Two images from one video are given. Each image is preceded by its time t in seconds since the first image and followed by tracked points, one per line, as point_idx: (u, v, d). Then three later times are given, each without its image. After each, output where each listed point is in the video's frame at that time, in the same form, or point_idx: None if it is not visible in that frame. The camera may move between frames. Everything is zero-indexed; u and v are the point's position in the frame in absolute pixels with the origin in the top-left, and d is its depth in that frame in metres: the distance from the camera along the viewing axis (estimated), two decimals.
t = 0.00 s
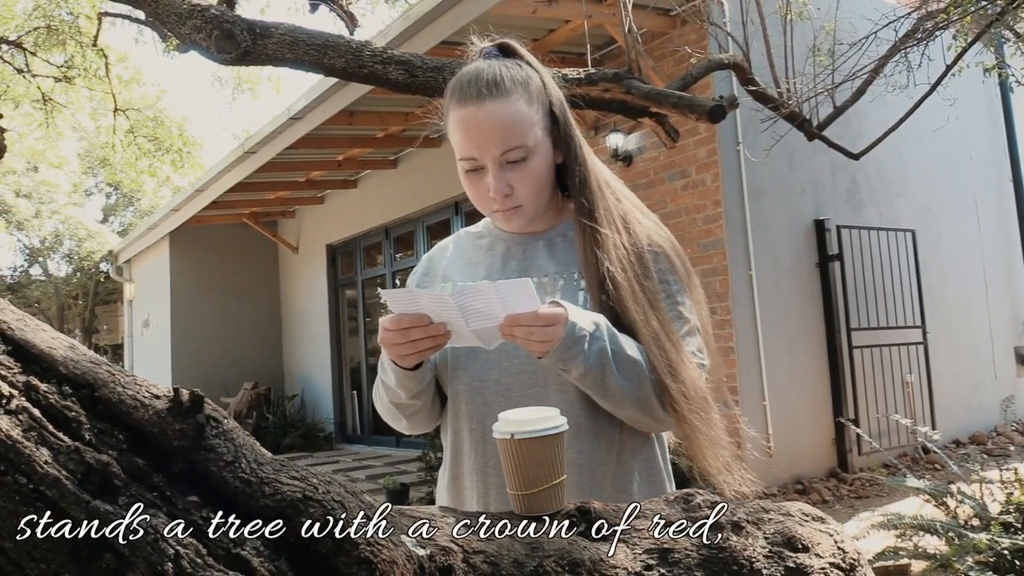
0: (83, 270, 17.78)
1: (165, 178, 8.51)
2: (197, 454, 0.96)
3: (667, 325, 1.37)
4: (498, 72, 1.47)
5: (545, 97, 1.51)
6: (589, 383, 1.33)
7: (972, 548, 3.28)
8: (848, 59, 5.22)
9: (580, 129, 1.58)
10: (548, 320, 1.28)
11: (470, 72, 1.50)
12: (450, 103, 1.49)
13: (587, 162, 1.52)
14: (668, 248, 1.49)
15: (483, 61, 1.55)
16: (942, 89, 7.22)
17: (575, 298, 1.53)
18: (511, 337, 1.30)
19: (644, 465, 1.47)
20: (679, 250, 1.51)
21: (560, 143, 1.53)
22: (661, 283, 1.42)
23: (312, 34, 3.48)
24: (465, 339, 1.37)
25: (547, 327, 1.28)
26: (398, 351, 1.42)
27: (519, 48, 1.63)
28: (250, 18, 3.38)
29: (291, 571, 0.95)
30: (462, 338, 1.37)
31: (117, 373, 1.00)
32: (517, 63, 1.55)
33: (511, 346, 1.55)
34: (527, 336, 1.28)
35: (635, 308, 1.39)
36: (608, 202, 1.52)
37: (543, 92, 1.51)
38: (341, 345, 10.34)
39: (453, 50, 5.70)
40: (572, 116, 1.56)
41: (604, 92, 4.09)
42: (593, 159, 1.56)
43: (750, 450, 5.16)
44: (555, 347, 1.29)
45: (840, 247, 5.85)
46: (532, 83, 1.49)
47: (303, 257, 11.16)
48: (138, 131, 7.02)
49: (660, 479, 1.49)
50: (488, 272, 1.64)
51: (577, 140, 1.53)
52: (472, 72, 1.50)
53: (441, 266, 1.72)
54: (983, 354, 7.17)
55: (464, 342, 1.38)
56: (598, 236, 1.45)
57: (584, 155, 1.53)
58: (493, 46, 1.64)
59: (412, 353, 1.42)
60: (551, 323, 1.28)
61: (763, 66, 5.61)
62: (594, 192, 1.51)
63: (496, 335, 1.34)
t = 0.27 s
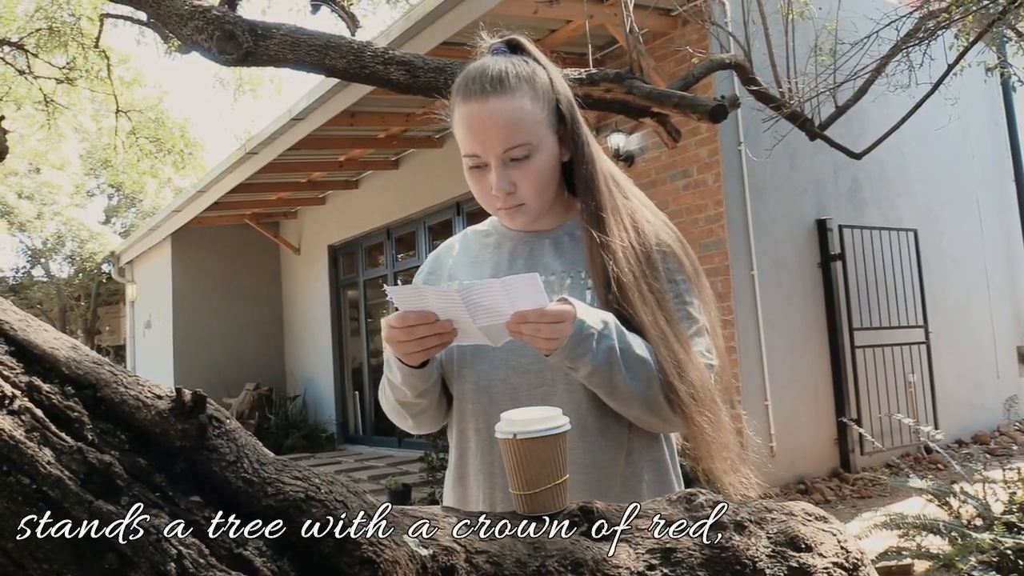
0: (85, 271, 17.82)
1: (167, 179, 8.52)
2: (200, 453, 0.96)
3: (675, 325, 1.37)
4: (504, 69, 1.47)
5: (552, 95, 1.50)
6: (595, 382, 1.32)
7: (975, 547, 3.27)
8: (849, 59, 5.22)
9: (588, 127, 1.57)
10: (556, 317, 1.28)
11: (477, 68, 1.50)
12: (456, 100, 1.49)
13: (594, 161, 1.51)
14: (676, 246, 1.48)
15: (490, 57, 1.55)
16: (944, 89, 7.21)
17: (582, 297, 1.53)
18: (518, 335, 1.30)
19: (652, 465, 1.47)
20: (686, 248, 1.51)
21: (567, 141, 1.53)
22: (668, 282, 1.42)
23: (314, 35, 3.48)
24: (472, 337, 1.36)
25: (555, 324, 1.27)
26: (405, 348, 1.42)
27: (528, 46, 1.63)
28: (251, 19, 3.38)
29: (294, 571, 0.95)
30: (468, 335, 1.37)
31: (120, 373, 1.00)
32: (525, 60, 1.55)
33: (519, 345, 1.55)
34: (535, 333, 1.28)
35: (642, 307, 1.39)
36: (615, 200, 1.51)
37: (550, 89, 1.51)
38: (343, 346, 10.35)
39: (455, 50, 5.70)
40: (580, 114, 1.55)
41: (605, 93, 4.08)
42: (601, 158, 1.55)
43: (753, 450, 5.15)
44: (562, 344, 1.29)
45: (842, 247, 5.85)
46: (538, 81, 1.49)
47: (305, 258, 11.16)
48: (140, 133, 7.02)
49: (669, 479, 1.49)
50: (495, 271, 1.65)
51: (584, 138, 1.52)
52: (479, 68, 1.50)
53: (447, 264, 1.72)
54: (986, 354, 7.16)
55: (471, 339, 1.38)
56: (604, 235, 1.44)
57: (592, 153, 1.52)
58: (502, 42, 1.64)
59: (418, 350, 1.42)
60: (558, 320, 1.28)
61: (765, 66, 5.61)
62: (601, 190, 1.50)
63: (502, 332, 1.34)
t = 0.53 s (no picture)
0: (87, 273, 17.85)
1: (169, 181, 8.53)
2: (202, 454, 0.96)
3: (683, 325, 1.36)
4: (511, 66, 1.47)
5: (560, 92, 1.50)
6: (603, 381, 1.32)
7: (977, 548, 3.26)
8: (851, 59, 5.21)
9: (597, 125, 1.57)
10: (561, 316, 1.27)
11: (484, 65, 1.50)
12: (463, 97, 1.49)
13: (602, 159, 1.51)
14: (685, 245, 1.47)
15: (499, 54, 1.55)
16: (946, 89, 7.21)
17: (589, 296, 1.52)
18: (522, 334, 1.30)
19: (661, 467, 1.46)
20: (695, 246, 1.50)
21: (575, 139, 1.52)
22: (677, 281, 1.41)
23: (315, 36, 3.48)
24: (477, 336, 1.36)
25: (559, 323, 1.27)
26: (407, 346, 1.43)
27: (538, 43, 1.63)
28: (253, 20, 3.38)
29: (296, 571, 0.95)
30: (473, 334, 1.37)
31: (122, 374, 1.00)
32: (534, 57, 1.55)
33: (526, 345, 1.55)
34: (539, 332, 1.28)
35: (649, 307, 1.38)
36: (624, 198, 1.51)
37: (558, 87, 1.51)
38: (345, 347, 10.35)
39: (457, 51, 5.71)
40: (589, 112, 1.54)
41: (606, 93, 4.08)
42: (609, 156, 1.55)
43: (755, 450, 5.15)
44: (565, 342, 1.28)
45: (844, 247, 5.84)
46: (546, 78, 1.49)
47: (307, 259, 11.16)
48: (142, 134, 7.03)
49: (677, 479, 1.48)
50: (502, 270, 1.65)
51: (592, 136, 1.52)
52: (487, 66, 1.51)
53: (456, 264, 1.72)
54: (988, 354, 7.14)
55: (476, 338, 1.38)
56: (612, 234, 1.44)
57: (601, 151, 1.52)
58: (512, 39, 1.64)
59: (424, 349, 1.42)
60: (564, 319, 1.28)
61: (767, 66, 5.61)
62: (609, 189, 1.49)
63: (507, 330, 1.33)
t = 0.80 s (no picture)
0: (89, 274, 17.86)
1: (171, 182, 8.53)
2: (203, 455, 0.96)
3: (692, 325, 1.35)
4: (520, 64, 1.48)
5: (569, 90, 1.50)
6: (611, 380, 1.32)
7: (979, 549, 3.26)
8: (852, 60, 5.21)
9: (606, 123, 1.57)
10: (567, 314, 1.28)
11: (492, 64, 1.50)
12: (472, 96, 1.50)
13: (611, 158, 1.51)
14: (694, 245, 1.46)
15: (507, 53, 1.55)
16: (947, 90, 7.20)
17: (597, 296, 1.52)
18: (527, 332, 1.30)
19: (669, 467, 1.46)
20: (703, 244, 1.49)
21: (584, 138, 1.52)
22: (685, 280, 1.40)
23: (317, 38, 3.48)
24: (482, 335, 1.36)
25: (565, 321, 1.28)
26: (412, 345, 1.43)
27: (546, 41, 1.63)
28: (254, 22, 3.39)
29: (297, 572, 0.95)
30: (478, 334, 1.37)
31: (124, 376, 1.00)
32: (542, 55, 1.55)
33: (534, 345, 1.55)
34: (545, 330, 1.28)
35: (658, 305, 1.37)
36: (631, 196, 1.50)
37: (567, 85, 1.51)
38: (347, 348, 10.36)
39: (459, 53, 5.71)
40: (598, 111, 1.55)
41: (608, 94, 4.08)
42: (618, 154, 1.55)
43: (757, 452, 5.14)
44: (572, 341, 1.29)
45: (845, 248, 5.84)
46: (555, 77, 1.49)
47: (308, 260, 11.17)
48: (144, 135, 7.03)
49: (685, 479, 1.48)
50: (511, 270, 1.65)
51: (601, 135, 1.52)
52: (495, 64, 1.51)
53: (464, 264, 1.72)
54: (990, 355, 7.14)
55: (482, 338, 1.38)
56: (620, 233, 1.43)
57: (609, 150, 1.52)
58: (520, 38, 1.65)
59: (429, 348, 1.43)
60: (570, 317, 1.28)
61: (768, 67, 5.61)
62: (616, 186, 1.49)
63: (513, 330, 1.34)
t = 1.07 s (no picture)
0: (91, 275, 17.87)
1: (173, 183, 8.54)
2: (207, 455, 0.96)
3: (705, 323, 1.35)
4: (533, 62, 1.48)
5: (582, 88, 1.50)
6: (622, 378, 1.32)
7: (982, 551, 3.25)
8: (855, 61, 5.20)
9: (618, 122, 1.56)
10: (577, 311, 1.29)
11: (504, 62, 1.50)
12: (484, 93, 1.50)
13: (624, 156, 1.50)
14: (708, 244, 1.46)
15: (519, 51, 1.56)
16: (950, 91, 7.19)
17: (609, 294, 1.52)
18: (538, 329, 1.30)
19: (682, 470, 1.45)
20: (716, 242, 1.49)
21: (597, 135, 1.53)
22: (699, 279, 1.40)
23: (320, 39, 3.48)
24: (493, 334, 1.36)
25: (576, 319, 1.29)
26: (421, 344, 1.43)
27: (557, 39, 1.63)
28: (257, 23, 3.39)
29: (300, 572, 0.95)
30: (489, 333, 1.37)
31: (127, 376, 1.00)
32: (553, 53, 1.55)
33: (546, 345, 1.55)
34: (555, 327, 1.28)
35: (671, 303, 1.37)
36: (645, 194, 1.49)
37: (580, 83, 1.51)
38: (349, 349, 10.37)
39: (462, 54, 5.72)
40: (610, 108, 1.55)
41: (610, 95, 4.08)
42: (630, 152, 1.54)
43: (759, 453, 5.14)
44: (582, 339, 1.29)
45: (848, 249, 5.83)
46: (567, 74, 1.49)
47: (310, 261, 11.17)
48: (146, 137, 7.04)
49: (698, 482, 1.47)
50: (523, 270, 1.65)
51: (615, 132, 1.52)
52: (508, 62, 1.51)
53: (476, 264, 1.72)
54: (992, 357, 7.12)
55: (492, 337, 1.38)
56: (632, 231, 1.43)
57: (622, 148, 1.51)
58: (530, 36, 1.65)
59: (439, 348, 1.43)
60: (581, 315, 1.29)
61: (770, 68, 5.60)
62: (631, 183, 1.48)
63: (524, 328, 1.34)
